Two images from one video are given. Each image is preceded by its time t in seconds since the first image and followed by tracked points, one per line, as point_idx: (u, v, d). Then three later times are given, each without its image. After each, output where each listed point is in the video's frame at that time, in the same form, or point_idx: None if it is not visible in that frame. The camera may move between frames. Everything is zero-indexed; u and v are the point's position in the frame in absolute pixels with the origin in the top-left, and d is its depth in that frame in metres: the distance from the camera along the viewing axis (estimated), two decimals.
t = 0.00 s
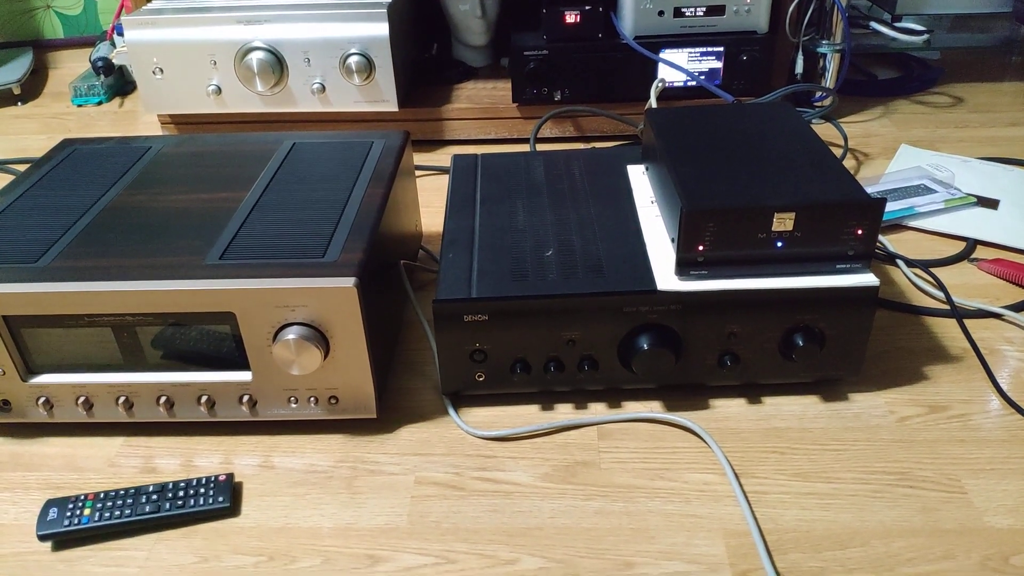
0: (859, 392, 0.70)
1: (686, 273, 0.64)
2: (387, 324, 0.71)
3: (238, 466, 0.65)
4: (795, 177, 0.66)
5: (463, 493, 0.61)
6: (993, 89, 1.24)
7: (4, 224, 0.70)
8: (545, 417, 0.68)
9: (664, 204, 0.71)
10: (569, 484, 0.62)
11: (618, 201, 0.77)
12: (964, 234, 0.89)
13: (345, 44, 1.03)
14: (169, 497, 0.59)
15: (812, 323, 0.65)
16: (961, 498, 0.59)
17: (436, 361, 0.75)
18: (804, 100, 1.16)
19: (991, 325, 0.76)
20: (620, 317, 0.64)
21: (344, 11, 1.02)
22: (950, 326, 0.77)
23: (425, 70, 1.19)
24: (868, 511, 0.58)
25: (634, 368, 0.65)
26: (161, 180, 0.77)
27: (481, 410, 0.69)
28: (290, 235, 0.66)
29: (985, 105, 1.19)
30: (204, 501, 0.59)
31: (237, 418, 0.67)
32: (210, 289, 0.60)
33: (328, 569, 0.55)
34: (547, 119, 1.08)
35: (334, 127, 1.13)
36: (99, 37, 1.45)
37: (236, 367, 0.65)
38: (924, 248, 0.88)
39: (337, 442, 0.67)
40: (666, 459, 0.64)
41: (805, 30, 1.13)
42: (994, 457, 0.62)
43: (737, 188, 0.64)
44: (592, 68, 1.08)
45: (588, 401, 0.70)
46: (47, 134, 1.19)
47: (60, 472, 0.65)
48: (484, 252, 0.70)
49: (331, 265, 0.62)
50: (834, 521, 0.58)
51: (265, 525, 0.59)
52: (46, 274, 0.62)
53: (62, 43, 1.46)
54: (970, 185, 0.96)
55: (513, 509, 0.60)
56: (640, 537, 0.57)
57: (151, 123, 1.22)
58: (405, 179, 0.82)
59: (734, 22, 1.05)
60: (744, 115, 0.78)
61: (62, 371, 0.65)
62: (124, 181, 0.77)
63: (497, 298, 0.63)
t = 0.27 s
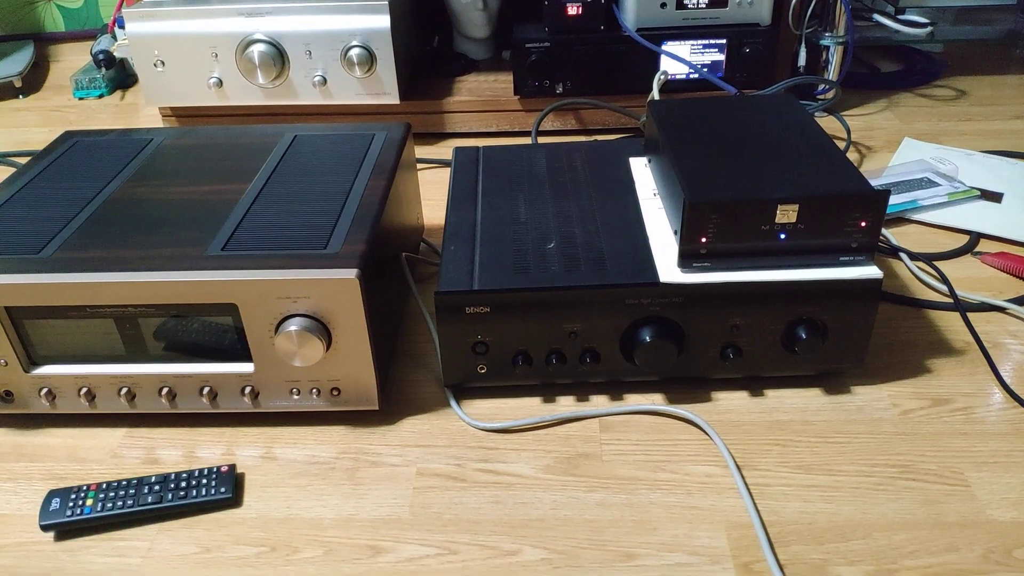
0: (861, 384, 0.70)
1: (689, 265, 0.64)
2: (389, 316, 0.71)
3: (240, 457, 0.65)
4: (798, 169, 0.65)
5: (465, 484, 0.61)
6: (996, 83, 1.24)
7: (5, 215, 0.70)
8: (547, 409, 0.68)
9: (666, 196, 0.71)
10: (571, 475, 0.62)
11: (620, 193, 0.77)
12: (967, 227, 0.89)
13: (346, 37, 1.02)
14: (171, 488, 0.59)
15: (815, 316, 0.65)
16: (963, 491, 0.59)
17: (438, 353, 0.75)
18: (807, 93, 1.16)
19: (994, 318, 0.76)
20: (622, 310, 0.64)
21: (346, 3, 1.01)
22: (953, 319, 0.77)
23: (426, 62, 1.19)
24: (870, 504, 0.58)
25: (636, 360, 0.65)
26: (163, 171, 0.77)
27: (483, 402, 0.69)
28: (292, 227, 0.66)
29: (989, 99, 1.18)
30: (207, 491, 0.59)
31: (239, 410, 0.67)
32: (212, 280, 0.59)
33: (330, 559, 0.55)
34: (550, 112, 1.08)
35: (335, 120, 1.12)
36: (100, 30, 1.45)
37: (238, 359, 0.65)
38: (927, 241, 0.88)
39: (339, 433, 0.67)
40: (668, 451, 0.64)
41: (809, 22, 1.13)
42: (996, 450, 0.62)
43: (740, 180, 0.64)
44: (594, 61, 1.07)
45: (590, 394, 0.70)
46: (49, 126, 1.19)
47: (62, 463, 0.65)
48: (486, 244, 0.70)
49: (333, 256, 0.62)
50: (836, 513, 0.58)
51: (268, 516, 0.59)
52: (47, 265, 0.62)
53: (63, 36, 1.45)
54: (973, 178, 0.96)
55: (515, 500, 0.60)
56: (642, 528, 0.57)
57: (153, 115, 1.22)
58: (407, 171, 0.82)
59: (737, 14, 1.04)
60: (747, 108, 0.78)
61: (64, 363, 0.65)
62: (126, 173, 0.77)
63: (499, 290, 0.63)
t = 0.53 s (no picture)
0: (860, 376, 0.69)
1: (688, 256, 0.64)
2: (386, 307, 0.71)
3: (236, 448, 0.64)
4: (798, 159, 0.65)
5: (462, 476, 0.61)
6: (996, 76, 1.23)
7: None
8: (545, 401, 0.68)
9: (666, 187, 0.70)
10: (569, 466, 0.61)
11: (619, 184, 0.77)
12: (966, 219, 0.88)
13: (344, 26, 1.02)
14: (166, 479, 0.59)
15: (814, 307, 0.65)
16: (962, 482, 0.59)
17: (436, 344, 0.75)
18: (806, 85, 1.15)
19: (993, 310, 0.76)
20: (621, 300, 0.64)
21: None
22: (952, 311, 0.77)
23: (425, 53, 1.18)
24: (868, 495, 0.58)
25: (634, 351, 0.65)
26: (158, 161, 0.76)
27: (480, 394, 0.69)
28: (288, 217, 0.66)
29: (989, 91, 1.18)
30: (202, 483, 0.59)
31: (235, 401, 0.66)
32: (208, 270, 0.59)
33: (326, 551, 0.55)
34: (548, 103, 1.08)
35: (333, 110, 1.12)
36: (96, 19, 1.44)
37: (234, 349, 0.64)
38: (926, 233, 0.87)
39: (336, 424, 0.66)
40: (666, 442, 0.63)
41: (809, 14, 1.13)
42: (995, 441, 0.62)
43: (739, 170, 0.64)
44: (594, 51, 1.07)
45: (588, 385, 0.69)
46: (43, 116, 1.18)
47: (56, 454, 0.64)
48: (484, 234, 0.69)
49: (330, 245, 0.61)
50: (835, 504, 0.57)
51: (263, 507, 0.59)
52: (42, 254, 0.61)
53: (58, 26, 1.44)
54: (972, 171, 0.96)
55: (512, 491, 0.59)
56: (640, 519, 0.57)
57: (149, 105, 1.21)
58: (405, 161, 0.82)
59: (737, 5, 1.04)
60: (747, 98, 0.77)
61: (59, 353, 0.65)
62: (120, 162, 0.76)
63: (497, 280, 0.63)
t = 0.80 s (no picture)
0: (860, 373, 0.69)
1: (687, 254, 0.64)
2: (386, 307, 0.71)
3: (237, 449, 0.64)
4: (797, 157, 0.65)
5: (463, 476, 0.61)
6: (995, 71, 1.23)
7: None
8: (546, 400, 0.68)
9: (665, 185, 0.70)
10: (570, 466, 0.61)
11: (619, 182, 0.77)
12: (966, 215, 0.88)
13: (343, 26, 1.02)
14: (168, 481, 0.59)
15: (814, 304, 0.65)
16: (963, 479, 0.59)
17: (436, 344, 0.75)
18: (805, 82, 1.15)
19: (993, 306, 0.76)
20: (621, 299, 0.64)
21: None
22: (952, 308, 0.76)
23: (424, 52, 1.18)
24: (869, 492, 0.58)
25: (634, 350, 0.65)
26: (158, 163, 0.76)
27: (481, 393, 0.69)
28: (288, 218, 0.66)
29: (988, 86, 1.18)
30: (203, 484, 0.59)
31: (236, 402, 0.67)
32: (208, 272, 0.59)
33: (328, 552, 0.55)
34: (547, 101, 1.08)
35: (333, 110, 1.12)
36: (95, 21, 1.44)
37: (235, 350, 0.64)
38: (926, 229, 0.87)
39: (337, 425, 0.67)
40: (667, 441, 0.63)
41: (807, 11, 1.12)
42: (996, 437, 0.62)
43: (738, 168, 0.64)
44: (592, 50, 1.07)
45: (588, 384, 0.69)
46: (44, 118, 1.18)
47: (58, 456, 0.64)
48: (483, 234, 0.69)
49: (330, 246, 0.61)
50: (835, 502, 0.57)
51: (265, 508, 0.59)
52: (42, 257, 0.61)
53: (57, 28, 1.44)
54: (972, 166, 0.96)
55: (513, 491, 0.59)
56: (641, 518, 0.57)
57: (149, 107, 1.21)
58: (404, 161, 0.82)
59: (734, 2, 1.04)
60: (746, 95, 0.77)
61: (60, 355, 0.65)
62: (120, 164, 0.77)
63: (497, 280, 0.63)
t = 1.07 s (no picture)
0: (859, 373, 0.70)
1: (685, 255, 0.64)
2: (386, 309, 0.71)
3: (238, 453, 0.65)
4: (794, 158, 0.65)
5: (464, 478, 0.61)
6: (992, 69, 1.23)
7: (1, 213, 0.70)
8: (546, 402, 0.68)
9: (663, 186, 0.71)
10: (570, 468, 0.62)
11: (617, 184, 0.77)
12: (964, 214, 0.88)
13: (342, 30, 1.02)
14: (169, 485, 0.59)
15: (812, 305, 0.65)
16: (962, 479, 0.59)
17: (436, 346, 0.75)
18: (803, 82, 1.16)
19: (991, 305, 0.76)
20: (619, 301, 0.64)
21: None
22: (950, 307, 0.77)
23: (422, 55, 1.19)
24: (868, 493, 0.58)
25: (634, 351, 0.65)
26: (158, 168, 0.77)
27: (481, 395, 0.69)
28: (288, 222, 0.66)
29: (985, 85, 1.18)
30: (205, 488, 0.59)
31: (236, 406, 0.67)
32: (208, 276, 0.59)
33: (329, 555, 0.55)
34: (546, 103, 1.08)
35: (332, 113, 1.12)
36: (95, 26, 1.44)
37: (235, 354, 0.64)
38: (924, 228, 0.88)
39: (337, 428, 0.67)
40: (667, 442, 0.64)
41: (804, 11, 1.13)
42: (995, 437, 0.62)
43: (736, 169, 0.64)
44: (590, 51, 1.07)
45: (588, 385, 0.70)
46: (44, 123, 1.19)
47: (60, 461, 0.65)
48: (482, 236, 0.69)
49: (329, 250, 0.61)
50: (835, 502, 0.58)
51: (266, 512, 0.59)
52: (43, 263, 0.62)
53: (57, 33, 1.45)
54: (970, 165, 0.96)
55: (513, 493, 0.60)
56: (641, 520, 0.57)
57: (149, 111, 1.22)
58: (403, 164, 0.82)
59: (731, 3, 1.04)
60: (743, 97, 0.78)
61: (62, 360, 0.65)
62: (121, 170, 0.77)
63: (496, 282, 0.63)
